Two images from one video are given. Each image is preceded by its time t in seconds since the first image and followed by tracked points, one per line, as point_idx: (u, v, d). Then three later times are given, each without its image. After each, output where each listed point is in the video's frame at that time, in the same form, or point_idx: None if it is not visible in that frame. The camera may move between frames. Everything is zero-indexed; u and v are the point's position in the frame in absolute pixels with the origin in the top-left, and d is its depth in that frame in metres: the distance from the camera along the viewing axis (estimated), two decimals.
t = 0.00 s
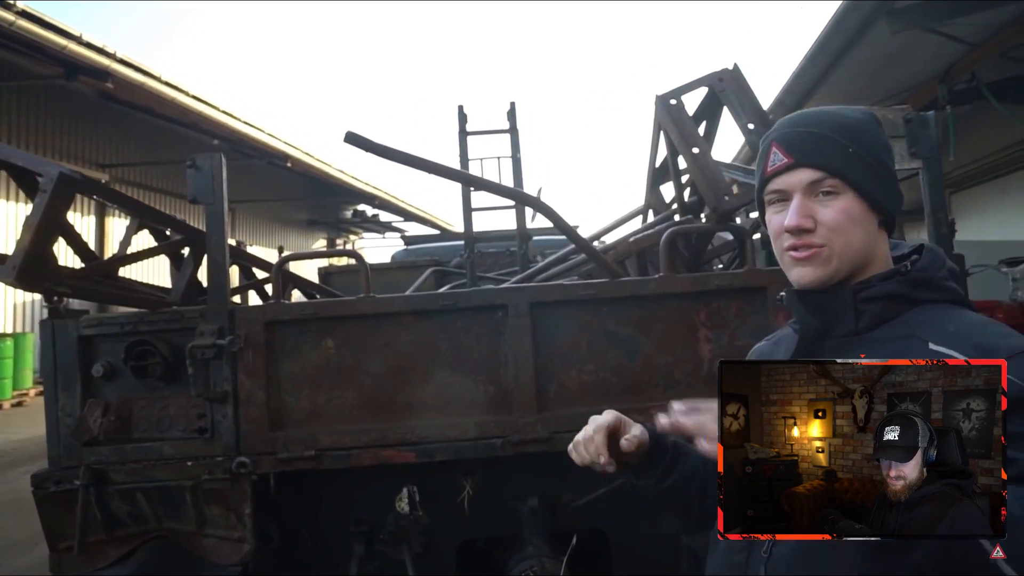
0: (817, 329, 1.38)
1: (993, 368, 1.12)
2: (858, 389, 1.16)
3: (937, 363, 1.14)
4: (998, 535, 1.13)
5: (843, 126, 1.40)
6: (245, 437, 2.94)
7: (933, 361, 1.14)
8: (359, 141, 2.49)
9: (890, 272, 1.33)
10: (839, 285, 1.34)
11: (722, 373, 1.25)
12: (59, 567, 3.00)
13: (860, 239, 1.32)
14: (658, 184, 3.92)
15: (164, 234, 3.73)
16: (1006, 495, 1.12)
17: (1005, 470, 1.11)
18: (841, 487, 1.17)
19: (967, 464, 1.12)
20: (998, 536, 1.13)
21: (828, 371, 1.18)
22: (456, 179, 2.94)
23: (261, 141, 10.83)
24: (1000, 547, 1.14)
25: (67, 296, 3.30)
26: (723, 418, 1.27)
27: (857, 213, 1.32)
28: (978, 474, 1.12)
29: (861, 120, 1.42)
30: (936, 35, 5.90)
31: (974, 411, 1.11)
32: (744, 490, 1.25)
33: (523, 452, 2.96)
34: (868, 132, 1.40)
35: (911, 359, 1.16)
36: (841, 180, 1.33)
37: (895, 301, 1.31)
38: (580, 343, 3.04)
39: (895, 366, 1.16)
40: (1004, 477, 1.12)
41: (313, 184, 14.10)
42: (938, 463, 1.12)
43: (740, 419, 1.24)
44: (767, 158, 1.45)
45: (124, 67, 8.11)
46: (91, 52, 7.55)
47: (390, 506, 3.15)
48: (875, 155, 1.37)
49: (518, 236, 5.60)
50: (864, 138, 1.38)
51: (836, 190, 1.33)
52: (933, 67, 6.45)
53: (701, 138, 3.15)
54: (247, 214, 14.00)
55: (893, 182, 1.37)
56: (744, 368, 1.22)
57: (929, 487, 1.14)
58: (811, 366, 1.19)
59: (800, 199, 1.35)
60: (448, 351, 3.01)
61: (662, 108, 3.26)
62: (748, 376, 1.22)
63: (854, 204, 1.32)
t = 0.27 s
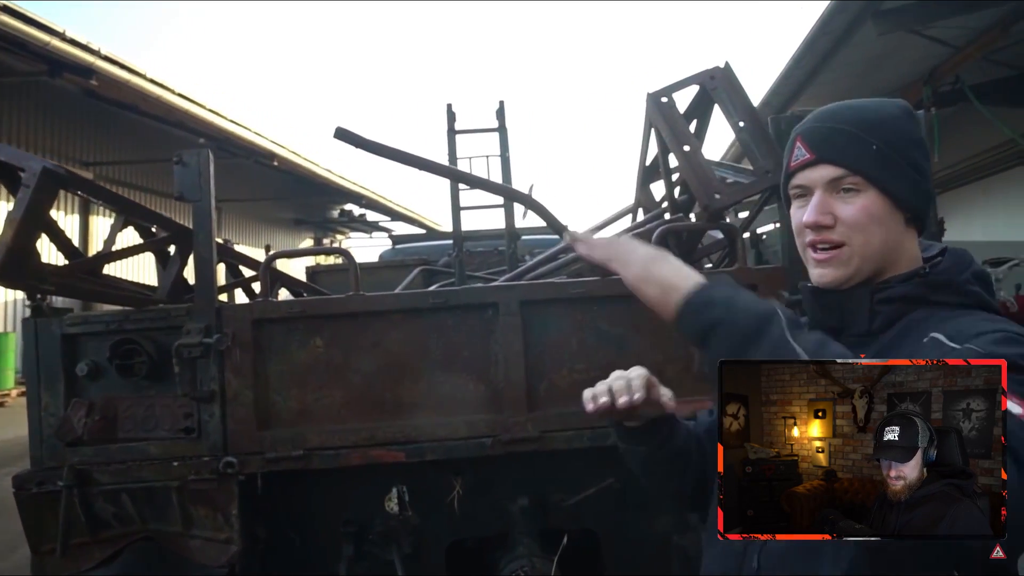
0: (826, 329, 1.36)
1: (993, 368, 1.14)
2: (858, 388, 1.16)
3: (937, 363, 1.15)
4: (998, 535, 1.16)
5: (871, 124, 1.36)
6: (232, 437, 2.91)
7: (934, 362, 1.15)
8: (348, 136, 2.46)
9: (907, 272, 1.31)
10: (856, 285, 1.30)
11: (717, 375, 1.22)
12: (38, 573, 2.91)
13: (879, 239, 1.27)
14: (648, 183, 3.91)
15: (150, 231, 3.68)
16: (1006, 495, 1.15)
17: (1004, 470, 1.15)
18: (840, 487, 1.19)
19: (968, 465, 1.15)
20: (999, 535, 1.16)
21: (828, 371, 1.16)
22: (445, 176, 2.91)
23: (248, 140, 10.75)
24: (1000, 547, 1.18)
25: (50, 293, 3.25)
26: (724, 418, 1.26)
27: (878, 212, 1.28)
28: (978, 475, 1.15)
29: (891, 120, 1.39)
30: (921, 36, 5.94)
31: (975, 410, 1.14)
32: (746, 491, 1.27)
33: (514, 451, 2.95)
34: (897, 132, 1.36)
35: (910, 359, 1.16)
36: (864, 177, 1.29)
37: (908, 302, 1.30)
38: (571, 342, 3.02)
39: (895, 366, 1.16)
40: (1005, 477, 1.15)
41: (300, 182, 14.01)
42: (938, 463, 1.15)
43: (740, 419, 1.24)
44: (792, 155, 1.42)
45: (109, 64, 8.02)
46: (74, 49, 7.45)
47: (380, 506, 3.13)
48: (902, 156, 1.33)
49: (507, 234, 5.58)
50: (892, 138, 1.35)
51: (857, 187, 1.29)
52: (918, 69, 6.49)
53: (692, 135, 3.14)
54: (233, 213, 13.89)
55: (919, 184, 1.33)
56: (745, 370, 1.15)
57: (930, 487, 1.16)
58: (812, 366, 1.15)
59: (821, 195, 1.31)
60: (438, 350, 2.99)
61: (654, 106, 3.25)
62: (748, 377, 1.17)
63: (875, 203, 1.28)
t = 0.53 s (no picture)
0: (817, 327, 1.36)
1: (993, 368, 1.07)
2: (858, 389, 1.06)
3: (937, 363, 1.05)
4: (998, 535, 1.08)
5: (861, 126, 1.34)
6: (216, 437, 2.88)
7: (933, 361, 1.05)
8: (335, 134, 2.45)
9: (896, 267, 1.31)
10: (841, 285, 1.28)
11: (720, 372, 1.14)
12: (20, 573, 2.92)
13: (865, 240, 1.27)
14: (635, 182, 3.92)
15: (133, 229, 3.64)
16: (1005, 495, 1.07)
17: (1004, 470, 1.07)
18: (840, 487, 1.10)
19: (968, 465, 1.07)
20: (999, 536, 1.08)
21: (828, 371, 1.04)
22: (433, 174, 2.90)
23: (234, 139, 10.69)
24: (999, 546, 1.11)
25: (31, 292, 3.20)
26: (723, 417, 1.17)
27: (866, 216, 1.27)
28: (977, 475, 1.07)
29: (880, 121, 1.37)
30: (905, 38, 5.99)
31: (974, 411, 1.06)
32: (746, 491, 1.16)
33: (500, 451, 2.93)
34: (887, 133, 1.34)
35: (910, 357, 1.04)
36: (855, 181, 1.27)
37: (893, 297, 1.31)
38: (558, 341, 3.02)
39: (894, 366, 1.04)
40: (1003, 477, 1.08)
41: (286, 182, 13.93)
42: (938, 463, 1.06)
43: (740, 419, 1.15)
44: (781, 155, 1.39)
45: (93, 62, 7.94)
46: (58, 46, 7.38)
47: (366, 506, 3.11)
48: (892, 159, 1.32)
49: (495, 234, 5.57)
50: (882, 140, 1.33)
51: (848, 191, 1.27)
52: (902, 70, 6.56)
53: (678, 134, 3.17)
54: (219, 212, 13.80)
55: (908, 187, 1.32)
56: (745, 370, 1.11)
57: (930, 487, 1.07)
58: (811, 365, 1.05)
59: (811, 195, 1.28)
60: (425, 349, 2.98)
61: (641, 105, 3.25)
62: (748, 377, 1.11)
63: (865, 207, 1.27)
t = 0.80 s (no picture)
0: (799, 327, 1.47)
1: (993, 369, 1.27)
2: (858, 390, 1.27)
3: (938, 363, 1.26)
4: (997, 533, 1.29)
5: (839, 130, 1.37)
6: (202, 438, 2.87)
7: (935, 361, 1.25)
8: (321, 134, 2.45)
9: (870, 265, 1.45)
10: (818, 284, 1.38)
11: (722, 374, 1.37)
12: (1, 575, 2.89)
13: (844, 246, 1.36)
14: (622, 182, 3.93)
15: (117, 229, 3.61)
16: (1004, 493, 1.28)
17: (1002, 470, 1.28)
18: (840, 486, 1.27)
19: (969, 465, 1.27)
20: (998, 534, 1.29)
21: (828, 372, 1.28)
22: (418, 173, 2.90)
23: (221, 138, 10.63)
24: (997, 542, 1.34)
25: (13, 291, 3.18)
26: (724, 418, 1.35)
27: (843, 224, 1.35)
28: (978, 474, 1.28)
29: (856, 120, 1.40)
30: (891, 40, 6.02)
31: (974, 411, 1.27)
32: (745, 492, 1.32)
33: (487, 450, 2.93)
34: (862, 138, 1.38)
35: (911, 359, 1.26)
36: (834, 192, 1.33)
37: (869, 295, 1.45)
38: (545, 340, 3.03)
39: (896, 366, 1.27)
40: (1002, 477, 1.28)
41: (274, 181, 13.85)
42: (939, 463, 1.25)
43: (740, 419, 1.33)
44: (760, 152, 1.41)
45: (78, 59, 7.86)
46: (42, 43, 7.30)
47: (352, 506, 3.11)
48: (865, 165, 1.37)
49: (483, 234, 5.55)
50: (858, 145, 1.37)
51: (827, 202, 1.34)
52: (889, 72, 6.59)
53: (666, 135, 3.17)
54: (206, 211, 13.71)
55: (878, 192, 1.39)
56: (748, 371, 1.33)
57: (930, 486, 1.26)
58: (811, 367, 1.29)
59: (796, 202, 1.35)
60: (411, 349, 2.98)
61: (627, 104, 3.26)
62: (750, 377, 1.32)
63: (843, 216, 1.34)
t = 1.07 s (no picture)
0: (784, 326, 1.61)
1: (994, 368, 1.28)
2: (858, 390, 1.29)
3: (937, 364, 1.29)
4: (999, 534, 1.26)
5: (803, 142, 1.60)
6: (188, 438, 2.86)
7: (933, 363, 1.28)
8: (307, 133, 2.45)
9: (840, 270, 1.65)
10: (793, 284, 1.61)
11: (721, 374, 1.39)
12: None
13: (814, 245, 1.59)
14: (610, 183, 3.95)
15: (104, 229, 3.60)
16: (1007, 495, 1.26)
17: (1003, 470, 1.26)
18: (841, 486, 1.29)
19: (968, 465, 1.26)
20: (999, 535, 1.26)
21: (828, 372, 1.32)
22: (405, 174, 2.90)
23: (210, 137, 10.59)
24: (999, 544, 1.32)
25: None
26: (724, 418, 1.38)
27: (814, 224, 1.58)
28: (978, 474, 1.27)
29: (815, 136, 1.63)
30: (877, 43, 6.08)
31: (973, 411, 1.27)
32: (744, 492, 1.37)
33: (474, 451, 2.94)
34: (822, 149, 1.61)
35: (910, 360, 1.29)
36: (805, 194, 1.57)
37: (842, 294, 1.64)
38: (532, 340, 3.04)
39: (895, 366, 1.29)
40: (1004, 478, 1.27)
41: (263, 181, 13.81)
42: (938, 463, 1.25)
43: (740, 419, 1.36)
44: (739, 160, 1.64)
45: (65, 58, 7.82)
46: (28, 42, 7.27)
47: (340, 507, 3.10)
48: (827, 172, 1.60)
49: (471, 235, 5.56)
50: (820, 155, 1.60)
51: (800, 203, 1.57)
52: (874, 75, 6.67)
53: (653, 137, 3.20)
54: (194, 211, 13.64)
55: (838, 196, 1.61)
56: (747, 369, 1.35)
57: (929, 485, 1.26)
58: (812, 367, 1.32)
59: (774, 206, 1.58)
60: (399, 349, 2.98)
61: (614, 106, 3.28)
62: (749, 376, 1.35)
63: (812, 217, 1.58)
